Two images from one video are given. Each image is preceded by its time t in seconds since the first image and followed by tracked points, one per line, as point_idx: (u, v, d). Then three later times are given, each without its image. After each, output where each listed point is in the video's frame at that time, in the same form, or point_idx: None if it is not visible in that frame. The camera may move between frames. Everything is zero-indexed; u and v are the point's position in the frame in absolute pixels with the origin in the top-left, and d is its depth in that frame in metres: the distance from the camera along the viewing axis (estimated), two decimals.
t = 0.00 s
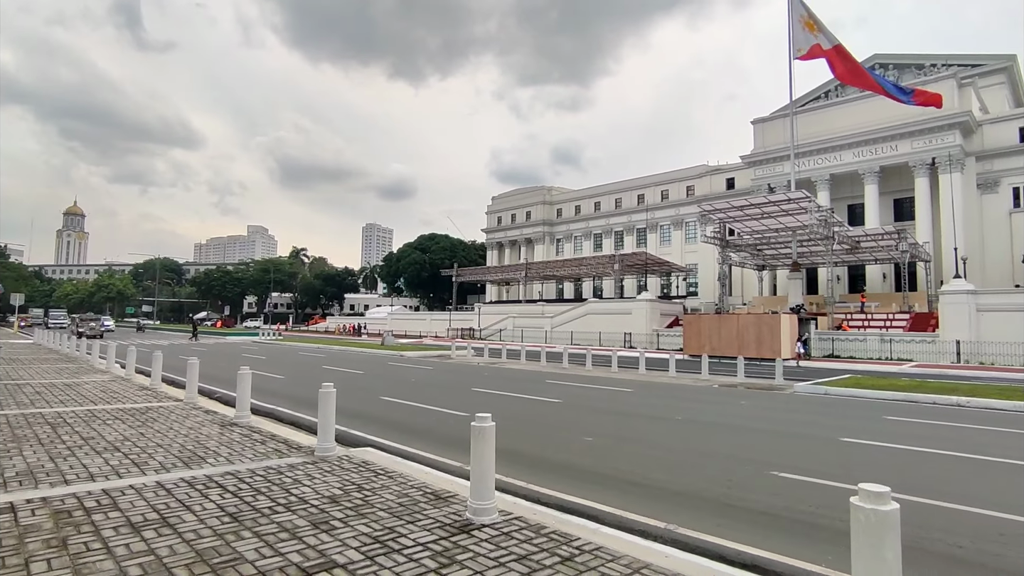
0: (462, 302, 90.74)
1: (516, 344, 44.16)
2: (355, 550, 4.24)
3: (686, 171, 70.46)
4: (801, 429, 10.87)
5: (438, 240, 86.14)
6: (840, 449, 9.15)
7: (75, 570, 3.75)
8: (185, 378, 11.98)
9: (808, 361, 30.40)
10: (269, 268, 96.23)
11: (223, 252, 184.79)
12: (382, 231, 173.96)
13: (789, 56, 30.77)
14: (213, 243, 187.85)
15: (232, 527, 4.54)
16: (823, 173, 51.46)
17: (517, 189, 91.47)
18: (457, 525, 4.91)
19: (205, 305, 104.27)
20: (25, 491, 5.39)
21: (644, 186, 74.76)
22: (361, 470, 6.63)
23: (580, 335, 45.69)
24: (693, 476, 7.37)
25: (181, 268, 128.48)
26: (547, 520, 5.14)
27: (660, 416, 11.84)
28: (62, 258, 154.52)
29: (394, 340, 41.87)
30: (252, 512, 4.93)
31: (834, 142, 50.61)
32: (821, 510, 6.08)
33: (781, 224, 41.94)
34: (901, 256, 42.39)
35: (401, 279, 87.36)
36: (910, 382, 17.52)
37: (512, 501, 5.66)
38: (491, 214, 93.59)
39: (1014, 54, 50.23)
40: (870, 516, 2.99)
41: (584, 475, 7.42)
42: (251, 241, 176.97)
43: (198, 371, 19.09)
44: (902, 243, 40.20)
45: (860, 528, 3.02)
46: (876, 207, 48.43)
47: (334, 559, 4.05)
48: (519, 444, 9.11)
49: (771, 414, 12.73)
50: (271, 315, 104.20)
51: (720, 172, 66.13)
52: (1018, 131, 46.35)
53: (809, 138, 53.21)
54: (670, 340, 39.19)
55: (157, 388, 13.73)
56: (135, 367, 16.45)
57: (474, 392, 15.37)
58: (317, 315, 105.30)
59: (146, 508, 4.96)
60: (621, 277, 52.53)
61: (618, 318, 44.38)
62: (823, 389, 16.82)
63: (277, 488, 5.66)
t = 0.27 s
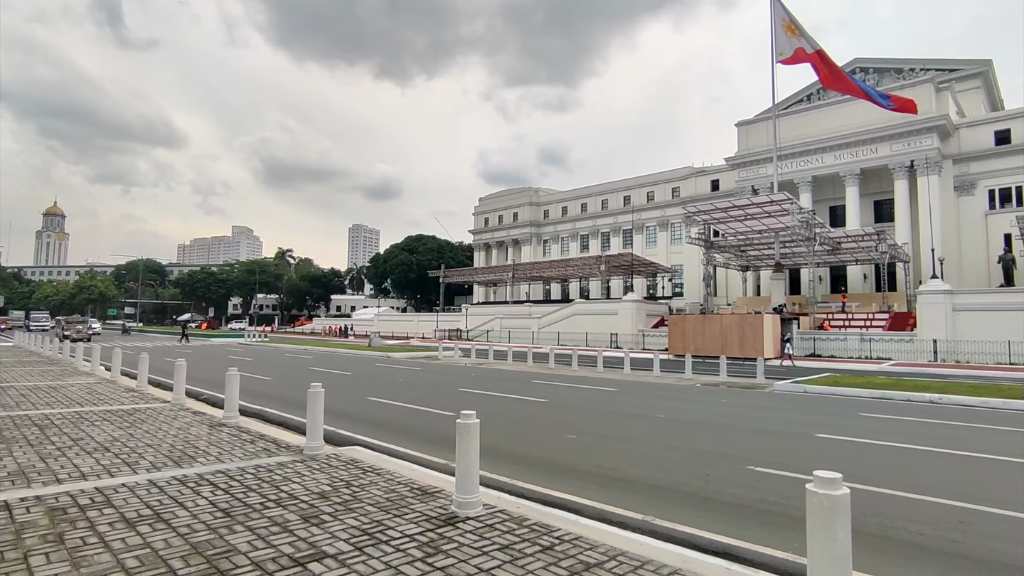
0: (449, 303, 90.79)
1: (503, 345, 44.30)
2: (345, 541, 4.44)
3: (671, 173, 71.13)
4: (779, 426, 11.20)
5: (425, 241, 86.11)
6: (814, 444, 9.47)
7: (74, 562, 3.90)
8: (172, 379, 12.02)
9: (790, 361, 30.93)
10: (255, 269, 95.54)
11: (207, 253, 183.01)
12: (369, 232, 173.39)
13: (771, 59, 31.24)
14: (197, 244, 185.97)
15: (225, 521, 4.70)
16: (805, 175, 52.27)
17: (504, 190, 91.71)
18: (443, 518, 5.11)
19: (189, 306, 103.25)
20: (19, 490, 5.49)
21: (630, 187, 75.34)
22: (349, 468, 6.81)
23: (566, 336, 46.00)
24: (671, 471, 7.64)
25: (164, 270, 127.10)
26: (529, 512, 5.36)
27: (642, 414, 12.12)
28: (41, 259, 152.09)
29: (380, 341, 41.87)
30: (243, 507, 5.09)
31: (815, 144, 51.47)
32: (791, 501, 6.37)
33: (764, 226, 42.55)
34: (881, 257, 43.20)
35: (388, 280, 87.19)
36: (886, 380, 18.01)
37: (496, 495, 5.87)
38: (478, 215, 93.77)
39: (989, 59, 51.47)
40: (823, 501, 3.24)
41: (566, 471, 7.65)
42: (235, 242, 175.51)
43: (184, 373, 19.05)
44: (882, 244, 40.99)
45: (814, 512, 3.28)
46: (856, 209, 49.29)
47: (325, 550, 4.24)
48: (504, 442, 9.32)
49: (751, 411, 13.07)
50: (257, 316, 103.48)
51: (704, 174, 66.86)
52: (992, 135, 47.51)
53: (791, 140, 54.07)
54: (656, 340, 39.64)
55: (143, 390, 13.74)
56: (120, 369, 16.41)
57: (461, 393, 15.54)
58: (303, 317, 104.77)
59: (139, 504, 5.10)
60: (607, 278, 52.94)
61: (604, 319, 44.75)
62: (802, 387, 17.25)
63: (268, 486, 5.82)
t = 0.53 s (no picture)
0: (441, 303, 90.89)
1: (495, 345, 44.47)
2: (333, 534, 4.64)
3: (662, 174, 71.59)
4: (761, 423, 11.48)
5: (417, 241, 86.17)
6: (793, 441, 9.75)
7: (72, 554, 4.08)
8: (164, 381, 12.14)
9: (778, 360, 31.34)
10: (246, 270, 95.20)
11: (197, 254, 182.01)
12: (361, 233, 173.13)
13: (760, 61, 31.73)
14: (187, 245, 184.93)
15: (218, 515, 4.89)
16: (793, 176, 52.81)
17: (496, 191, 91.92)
18: (428, 511, 5.33)
19: (179, 308, 102.72)
20: (15, 488, 5.65)
21: (621, 188, 75.74)
22: (339, 465, 7.00)
23: (558, 336, 46.28)
24: (652, 467, 7.89)
25: (155, 271, 126.37)
26: (512, 506, 5.58)
27: (628, 412, 12.38)
28: (29, 260, 150.73)
29: (373, 342, 41.96)
30: (235, 502, 5.28)
31: (803, 146, 52.00)
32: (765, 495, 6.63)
33: (753, 227, 42.99)
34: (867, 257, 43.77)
35: (380, 281, 87.17)
36: (869, 379, 18.38)
37: (480, 490, 6.09)
38: (470, 216, 93.94)
39: (973, 62, 52.03)
40: (779, 489, 3.49)
41: (551, 467, 7.87)
42: (226, 242, 174.72)
43: (176, 374, 19.12)
44: (868, 245, 41.53)
45: (770, 500, 3.52)
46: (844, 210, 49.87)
47: (314, 541, 4.45)
48: (491, 441, 9.54)
49: (735, 409, 13.35)
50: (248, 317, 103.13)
51: (694, 174, 67.34)
52: (976, 137, 48.22)
53: (779, 142, 54.59)
54: (646, 340, 40.00)
55: (135, 392, 13.83)
56: (112, 371, 16.47)
57: (451, 393, 15.73)
58: (295, 318, 104.54)
59: (134, 501, 5.27)
60: (598, 278, 53.25)
61: (595, 319, 45.05)
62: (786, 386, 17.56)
63: (259, 482, 6.00)
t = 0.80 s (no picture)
0: (433, 304, 90.93)
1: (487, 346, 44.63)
2: (317, 526, 4.84)
3: (653, 174, 72.01)
4: (742, 420, 11.74)
5: (409, 242, 86.17)
6: (771, 438, 10.02)
7: (65, 546, 4.25)
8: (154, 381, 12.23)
9: (766, 359, 31.70)
10: (237, 271, 94.83)
11: (188, 254, 181.01)
12: (353, 233, 172.74)
13: (749, 63, 32.14)
14: (178, 245, 183.85)
15: (206, 510, 5.07)
16: (782, 177, 53.32)
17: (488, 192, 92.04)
18: (410, 505, 5.52)
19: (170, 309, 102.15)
20: (7, 485, 5.79)
21: (612, 188, 76.12)
22: (325, 463, 7.17)
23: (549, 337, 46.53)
24: (631, 463, 8.12)
25: (145, 272, 125.65)
26: (492, 499, 5.80)
27: (613, 411, 12.61)
28: (17, 261, 149.37)
29: (364, 342, 42.04)
30: (222, 498, 5.45)
31: (791, 147, 52.54)
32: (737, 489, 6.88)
33: (742, 227, 43.40)
34: (854, 258, 44.31)
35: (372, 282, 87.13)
36: (852, 377, 18.72)
37: (462, 485, 6.30)
38: (462, 216, 94.06)
39: (959, 64, 52.51)
40: (736, 478, 3.72)
41: (533, 464, 8.08)
42: (217, 242, 173.86)
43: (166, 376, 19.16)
44: (855, 245, 42.05)
45: (729, 489, 3.75)
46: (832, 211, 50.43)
47: (298, 534, 4.64)
48: (476, 439, 9.73)
49: (719, 407, 13.61)
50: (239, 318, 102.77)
51: (685, 175, 67.80)
52: (961, 138, 48.89)
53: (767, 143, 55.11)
54: (636, 340, 40.31)
55: (124, 392, 13.90)
56: (102, 372, 16.49)
57: (440, 393, 15.89)
58: (286, 319, 104.27)
59: (124, 497, 5.44)
60: (589, 278, 53.54)
61: (586, 319, 45.33)
62: (771, 385, 17.85)
63: (246, 479, 6.17)
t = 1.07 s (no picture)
0: (420, 304, 90.89)
1: (473, 346, 44.81)
2: (297, 517, 5.06)
3: (638, 175, 72.59)
4: (718, 417, 12.08)
5: (396, 241, 86.02)
6: (742, 433, 10.37)
7: (53, 537, 4.44)
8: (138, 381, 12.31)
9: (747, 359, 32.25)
10: (221, 271, 94.09)
11: (171, 254, 179.05)
12: (339, 233, 171.83)
13: (732, 67, 32.63)
14: (161, 245, 181.78)
15: (191, 503, 5.27)
16: (765, 179, 54.09)
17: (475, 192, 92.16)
18: (388, 497, 5.76)
19: (153, 309, 101.10)
20: None
21: (598, 189, 76.62)
22: (307, 459, 7.37)
23: (535, 337, 46.83)
24: (606, 457, 8.41)
25: (127, 272, 124.22)
26: (467, 492, 6.05)
27: (592, 409, 12.90)
28: None
29: (350, 343, 42.03)
30: (206, 492, 5.64)
31: (774, 149, 53.31)
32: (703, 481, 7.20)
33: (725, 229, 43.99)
34: (834, 258, 45.09)
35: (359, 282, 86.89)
36: (828, 375, 19.18)
37: (440, 479, 6.54)
38: (449, 216, 94.10)
39: (935, 69, 53.79)
40: (688, 467, 4.02)
41: (510, 459, 8.34)
42: (201, 242, 172.13)
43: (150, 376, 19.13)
44: (834, 246, 42.83)
45: (683, 477, 4.04)
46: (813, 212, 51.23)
47: (279, 524, 4.86)
48: (456, 436, 9.96)
49: (696, 405, 13.96)
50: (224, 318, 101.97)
51: (670, 177, 68.47)
52: (938, 141, 49.93)
53: (750, 145, 55.88)
54: (621, 340, 40.74)
55: (108, 393, 13.93)
56: (84, 373, 16.46)
57: (424, 392, 16.07)
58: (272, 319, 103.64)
59: (110, 491, 5.61)
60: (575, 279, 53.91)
61: (572, 320, 45.69)
62: (749, 383, 18.25)
63: (230, 474, 6.37)
